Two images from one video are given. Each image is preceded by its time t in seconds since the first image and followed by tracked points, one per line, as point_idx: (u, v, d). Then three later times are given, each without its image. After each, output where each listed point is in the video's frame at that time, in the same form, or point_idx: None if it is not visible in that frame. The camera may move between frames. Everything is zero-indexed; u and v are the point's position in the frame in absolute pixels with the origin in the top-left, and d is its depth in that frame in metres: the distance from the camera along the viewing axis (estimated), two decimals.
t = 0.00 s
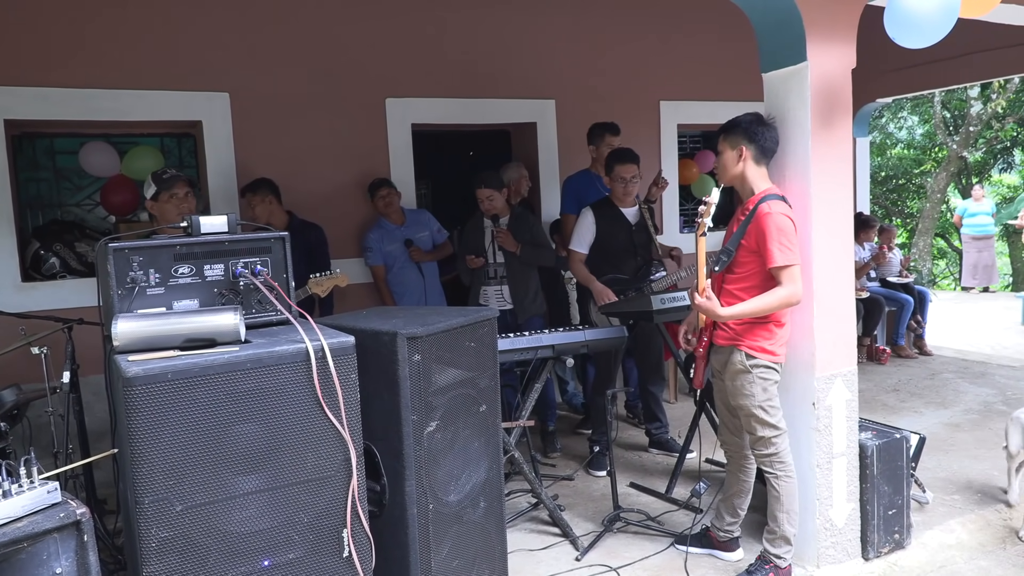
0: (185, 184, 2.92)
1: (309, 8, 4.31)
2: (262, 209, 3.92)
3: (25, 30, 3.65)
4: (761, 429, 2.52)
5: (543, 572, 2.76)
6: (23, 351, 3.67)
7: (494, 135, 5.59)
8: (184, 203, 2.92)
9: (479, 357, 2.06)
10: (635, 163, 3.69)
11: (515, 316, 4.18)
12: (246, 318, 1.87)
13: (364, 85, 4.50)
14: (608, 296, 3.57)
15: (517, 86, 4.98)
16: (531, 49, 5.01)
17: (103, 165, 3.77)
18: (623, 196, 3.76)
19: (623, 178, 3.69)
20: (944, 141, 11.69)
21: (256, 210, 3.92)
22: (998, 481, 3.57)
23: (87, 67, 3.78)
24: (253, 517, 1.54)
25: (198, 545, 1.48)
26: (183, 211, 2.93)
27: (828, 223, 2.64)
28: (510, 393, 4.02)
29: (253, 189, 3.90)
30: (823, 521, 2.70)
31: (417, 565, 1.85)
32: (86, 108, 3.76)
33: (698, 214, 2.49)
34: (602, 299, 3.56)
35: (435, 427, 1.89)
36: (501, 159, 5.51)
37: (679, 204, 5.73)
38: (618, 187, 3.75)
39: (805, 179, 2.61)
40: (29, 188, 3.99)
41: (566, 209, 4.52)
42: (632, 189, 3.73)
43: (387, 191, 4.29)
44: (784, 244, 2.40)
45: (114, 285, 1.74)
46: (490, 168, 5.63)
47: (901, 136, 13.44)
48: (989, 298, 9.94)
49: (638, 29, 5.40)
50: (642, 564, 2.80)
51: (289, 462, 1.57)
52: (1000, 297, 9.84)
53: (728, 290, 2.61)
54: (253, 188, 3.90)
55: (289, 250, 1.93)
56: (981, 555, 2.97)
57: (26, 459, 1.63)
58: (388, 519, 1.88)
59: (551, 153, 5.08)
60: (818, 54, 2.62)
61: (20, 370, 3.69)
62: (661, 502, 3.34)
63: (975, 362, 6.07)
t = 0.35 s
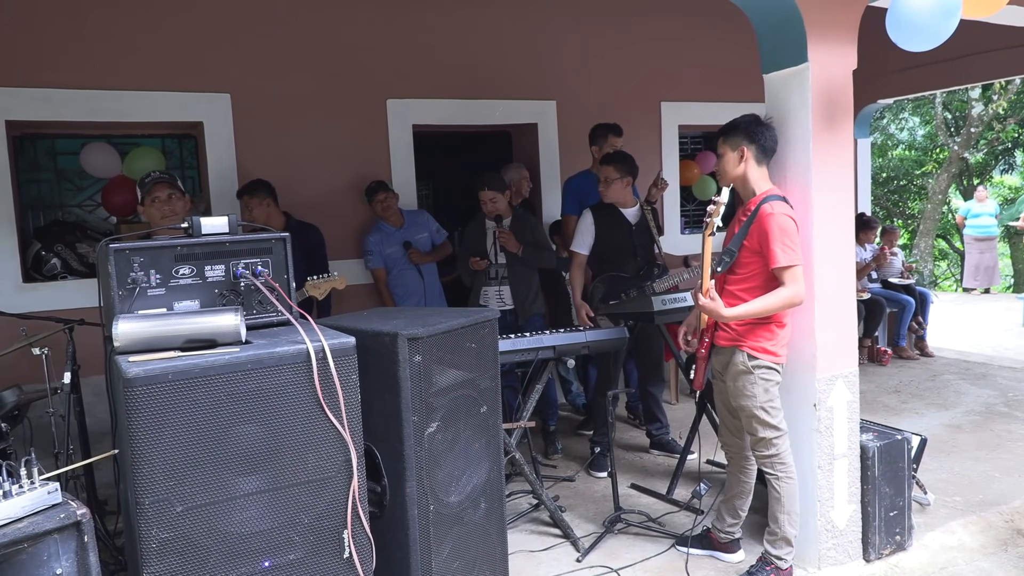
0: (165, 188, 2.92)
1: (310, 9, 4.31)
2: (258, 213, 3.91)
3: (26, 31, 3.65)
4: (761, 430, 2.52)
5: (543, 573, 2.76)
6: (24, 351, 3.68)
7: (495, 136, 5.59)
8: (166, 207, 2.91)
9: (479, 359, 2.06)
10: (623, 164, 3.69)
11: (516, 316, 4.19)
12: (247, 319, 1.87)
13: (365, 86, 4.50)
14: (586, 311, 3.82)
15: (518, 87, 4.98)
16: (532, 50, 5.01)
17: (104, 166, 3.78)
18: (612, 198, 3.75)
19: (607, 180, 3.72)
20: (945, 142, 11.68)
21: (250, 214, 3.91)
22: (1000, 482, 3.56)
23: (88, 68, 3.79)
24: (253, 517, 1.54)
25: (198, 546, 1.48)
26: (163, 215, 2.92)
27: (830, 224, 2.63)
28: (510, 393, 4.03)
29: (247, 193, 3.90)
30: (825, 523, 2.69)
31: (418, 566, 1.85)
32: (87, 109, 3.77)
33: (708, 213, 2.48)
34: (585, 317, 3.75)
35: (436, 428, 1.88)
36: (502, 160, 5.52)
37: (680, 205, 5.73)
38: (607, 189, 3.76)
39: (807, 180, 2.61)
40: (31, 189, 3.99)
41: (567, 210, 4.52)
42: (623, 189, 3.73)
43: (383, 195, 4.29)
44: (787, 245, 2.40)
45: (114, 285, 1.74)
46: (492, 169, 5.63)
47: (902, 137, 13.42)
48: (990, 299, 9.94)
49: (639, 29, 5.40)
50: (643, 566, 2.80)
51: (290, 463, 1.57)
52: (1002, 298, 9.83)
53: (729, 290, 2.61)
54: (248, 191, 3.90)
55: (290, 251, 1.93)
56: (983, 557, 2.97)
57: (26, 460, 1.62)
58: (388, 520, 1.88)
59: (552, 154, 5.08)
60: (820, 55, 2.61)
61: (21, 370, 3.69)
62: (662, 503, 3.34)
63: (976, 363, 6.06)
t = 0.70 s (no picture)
0: (155, 190, 2.91)
1: (311, 9, 4.32)
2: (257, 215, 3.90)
3: (28, 31, 3.66)
4: (763, 430, 2.52)
5: (544, 573, 2.76)
6: (25, 351, 3.68)
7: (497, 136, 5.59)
8: (155, 210, 2.90)
9: (480, 359, 2.06)
10: (626, 163, 3.65)
11: (516, 317, 4.20)
12: (248, 319, 1.87)
13: (367, 86, 4.50)
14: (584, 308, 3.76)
15: (520, 87, 4.98)
16: (533, 50, 5.01)
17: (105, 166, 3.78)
18: (613, 197, 3.72)
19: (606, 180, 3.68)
20: (947, 143, 11.67)
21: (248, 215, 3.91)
22: (1001, 483, 3.56)
23: (90, 68, 3.79)
24: (254, 517, 1.54)
25: (199, 546, 1.48)
26: (152, 218, 2.92)
27: (831, 224, 2.63)
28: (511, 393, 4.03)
29: (246, 194, 3.89)
30: (825, 523, 2.69)
31: (418, 566, 1.85)
32: (89, 109, 3.77)
33: (710, 214, 2.51)
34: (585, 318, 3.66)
35: (437, 428, 1.89)
36: (503, 160, 5.52)
37: (681, 205, 5.73)
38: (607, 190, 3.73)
39: (808, 180, 2.61)
40: (32, 189, 3.99)
41: (569, 210, 4.53)
42: (623, 188, 3.69)
43: (394, 191, 4.29)
44: (789, 245, 2.40)
45: (116, 285, 1.74)
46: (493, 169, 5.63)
47: (904, 138, 13.41)
48: (991, 300, 9.93)
49: (640, 30, 5.40)
50: (643, 566, 2.80)
51: (290, 463, 1.57)
52: (1004, 299, 9.82)
53: (731, 291, 2.61)
54: (247, 193, 3.89)
55: (291, 251, 1.93)
56: (984, 558, 2.96)
57: (28, 459, 1.63)
58: (389, 520, 1.88)
59: (553, 155, 5.08)
60: (820, 55, 2.61)
61: (23, 370, 3.70)
62: (663, 503, 3.34)
63: (978, 364, 6.06)
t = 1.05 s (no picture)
0: (152, 195, 2.89)
1: (310, 9, 4.31)
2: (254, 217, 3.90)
3: (28, 33, 3.66)
4: (764, 427, 2.52)
5: (546, 571, 2.76)
6: (26, 353, 3.68)
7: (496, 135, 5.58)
8: (153, 215, 2.89)
9: (481, 358, 2.06)
10: (630, 162, 3.63)
11: (517, 317, 4.19)
12: (249, 318, 1.87)
13: (366, 85, 4.50)
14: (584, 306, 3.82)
15: (519, 85, 4.98)
16: (532, 49, 5.01)
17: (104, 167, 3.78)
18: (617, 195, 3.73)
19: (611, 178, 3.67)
20: (947, 139, 11.66)
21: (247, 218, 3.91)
22: (1002, 479, 3.57)
23: (89, 69, 3.79)
24: (256, 517, 1.54)
25: (201, 546, 1.48)
26: (152, 222, 2.91)
27: (831, 221, 2.63)
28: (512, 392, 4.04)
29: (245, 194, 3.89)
30: (827, 519, 2.69)
31: (420, 564, 1.85)
32: (88, 110, 3.77)
33: (705, 211, 2.49)
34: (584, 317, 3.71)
35: (438, 427, 1.89)
36: (503, 158, 5.52)
37: (681, 203, 5.73)
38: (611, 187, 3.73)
39: (808, 177, 2.61)
40: (32, 190, 3.99)
41: (571, 209, 4.55)
42: (627, 186, 3.68)
43: (403, 187, 4.31)
44: (788, 242, 2.40)
45: (117, 286, 1.74)
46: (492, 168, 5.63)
47: (903, 134, 13.40)
48: (992, 295, 9.93)
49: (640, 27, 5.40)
50: (646, 564, 2.80)
51: (292, 463, 1.57)
52: (1004, 294, 9.82)
53: (730, 288, 2.61)
54: (246, 194, 3.89)
55: (291, 251, 1.93)
56: (985, 554, 2.97)
57: (29, 460, 1.63)
58: (391, 519, 1.88)
59: (552, 153, 5.08)
60: (820, 50, 2.61)
61: (24, 372, 3.70)
62: (665, 501, 3.34)
63: (978, 359, 6.07)
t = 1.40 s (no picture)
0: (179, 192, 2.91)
1: (310, 7, 4.31)
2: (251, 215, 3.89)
3: (27, 32, 3.65)
4: (763, 425, 2.53)
5: (546, 569, 2.76)
6: (26, 351, 3.68)
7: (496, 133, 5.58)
8: (178, 211, 2.89)
9: (481, 356, 2.07)
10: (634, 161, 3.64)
11: (519, 315, 4.19)
12: (249, 317, 1.87)
13: (366, 84, 4.50)
14: (587, 304, 3.83)
15: (519, 84, 4.98)
16: (532, 47, 5.01)
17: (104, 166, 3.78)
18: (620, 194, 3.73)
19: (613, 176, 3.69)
20: (947, 136, 11.66)
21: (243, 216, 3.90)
22: (1002, 476, 3.57)
23: (89, 67, 3.79)
24: (257, 515, 1.54)
25: (201, 545, 1.48)
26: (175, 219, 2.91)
27: (830, 219, 2.63)
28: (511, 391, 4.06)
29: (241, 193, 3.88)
30: (827, 517, 2.70)
31: (420, 563, 1.85)
32: (88, 109, 3.77)
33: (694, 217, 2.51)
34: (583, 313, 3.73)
35: (438, 425, 1.89)
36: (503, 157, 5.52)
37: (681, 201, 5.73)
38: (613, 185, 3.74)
39: (807, 175, 2.61)
40: (32, 189, 3.99)
41: (572, 208, 4.55)
42: (630, 184, 3.68)
43: (406, 184, 4.32)
44: (780, 238, 2.40)
45: (117, 285, 1.74)
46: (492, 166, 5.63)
47: (903, 132, 13.40)
48: (992, 293, 9.94)
49: (640, 25, 5.40)
50: (646, 562, 2.80)
51: (292, 462, 1.57)
52: (1004, 292, 9.82)
53: (727, 286, 2.61)
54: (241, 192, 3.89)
55: (291, 249, 1.94)
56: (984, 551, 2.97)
57: (30, 459, 1.63)
58: (392, 517, 1.89)
59: (552, 151, 5.08)
60: (820, 49, 2.61)
61: (25, 371, 3.70)
62: (665, 499, 3.34)
63: (978, 357, 6.07)
